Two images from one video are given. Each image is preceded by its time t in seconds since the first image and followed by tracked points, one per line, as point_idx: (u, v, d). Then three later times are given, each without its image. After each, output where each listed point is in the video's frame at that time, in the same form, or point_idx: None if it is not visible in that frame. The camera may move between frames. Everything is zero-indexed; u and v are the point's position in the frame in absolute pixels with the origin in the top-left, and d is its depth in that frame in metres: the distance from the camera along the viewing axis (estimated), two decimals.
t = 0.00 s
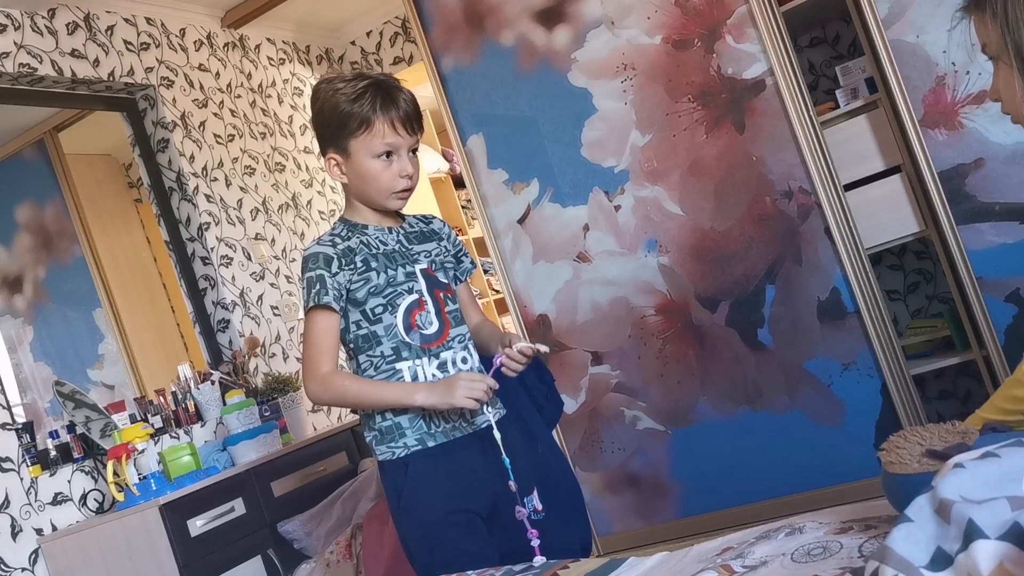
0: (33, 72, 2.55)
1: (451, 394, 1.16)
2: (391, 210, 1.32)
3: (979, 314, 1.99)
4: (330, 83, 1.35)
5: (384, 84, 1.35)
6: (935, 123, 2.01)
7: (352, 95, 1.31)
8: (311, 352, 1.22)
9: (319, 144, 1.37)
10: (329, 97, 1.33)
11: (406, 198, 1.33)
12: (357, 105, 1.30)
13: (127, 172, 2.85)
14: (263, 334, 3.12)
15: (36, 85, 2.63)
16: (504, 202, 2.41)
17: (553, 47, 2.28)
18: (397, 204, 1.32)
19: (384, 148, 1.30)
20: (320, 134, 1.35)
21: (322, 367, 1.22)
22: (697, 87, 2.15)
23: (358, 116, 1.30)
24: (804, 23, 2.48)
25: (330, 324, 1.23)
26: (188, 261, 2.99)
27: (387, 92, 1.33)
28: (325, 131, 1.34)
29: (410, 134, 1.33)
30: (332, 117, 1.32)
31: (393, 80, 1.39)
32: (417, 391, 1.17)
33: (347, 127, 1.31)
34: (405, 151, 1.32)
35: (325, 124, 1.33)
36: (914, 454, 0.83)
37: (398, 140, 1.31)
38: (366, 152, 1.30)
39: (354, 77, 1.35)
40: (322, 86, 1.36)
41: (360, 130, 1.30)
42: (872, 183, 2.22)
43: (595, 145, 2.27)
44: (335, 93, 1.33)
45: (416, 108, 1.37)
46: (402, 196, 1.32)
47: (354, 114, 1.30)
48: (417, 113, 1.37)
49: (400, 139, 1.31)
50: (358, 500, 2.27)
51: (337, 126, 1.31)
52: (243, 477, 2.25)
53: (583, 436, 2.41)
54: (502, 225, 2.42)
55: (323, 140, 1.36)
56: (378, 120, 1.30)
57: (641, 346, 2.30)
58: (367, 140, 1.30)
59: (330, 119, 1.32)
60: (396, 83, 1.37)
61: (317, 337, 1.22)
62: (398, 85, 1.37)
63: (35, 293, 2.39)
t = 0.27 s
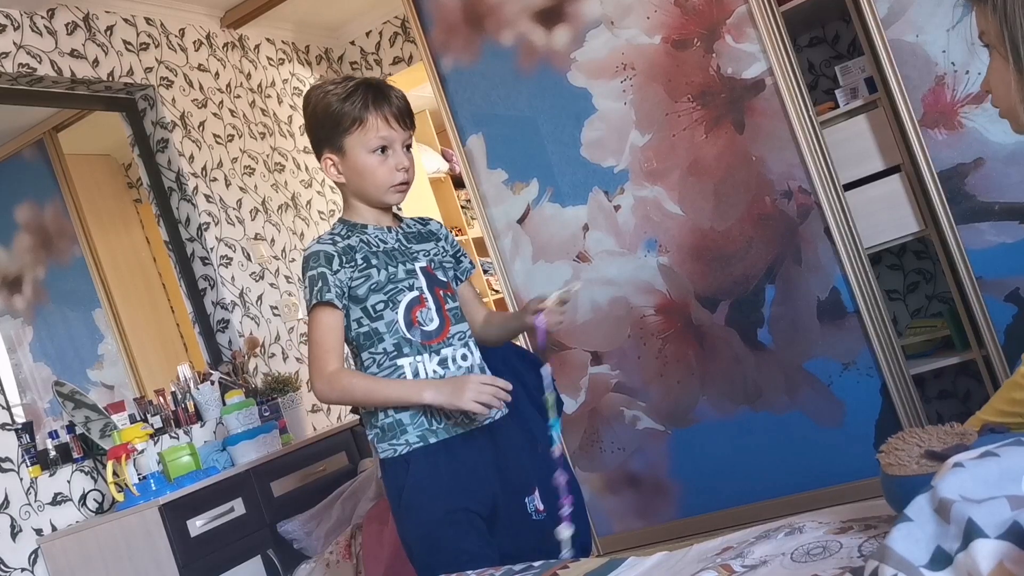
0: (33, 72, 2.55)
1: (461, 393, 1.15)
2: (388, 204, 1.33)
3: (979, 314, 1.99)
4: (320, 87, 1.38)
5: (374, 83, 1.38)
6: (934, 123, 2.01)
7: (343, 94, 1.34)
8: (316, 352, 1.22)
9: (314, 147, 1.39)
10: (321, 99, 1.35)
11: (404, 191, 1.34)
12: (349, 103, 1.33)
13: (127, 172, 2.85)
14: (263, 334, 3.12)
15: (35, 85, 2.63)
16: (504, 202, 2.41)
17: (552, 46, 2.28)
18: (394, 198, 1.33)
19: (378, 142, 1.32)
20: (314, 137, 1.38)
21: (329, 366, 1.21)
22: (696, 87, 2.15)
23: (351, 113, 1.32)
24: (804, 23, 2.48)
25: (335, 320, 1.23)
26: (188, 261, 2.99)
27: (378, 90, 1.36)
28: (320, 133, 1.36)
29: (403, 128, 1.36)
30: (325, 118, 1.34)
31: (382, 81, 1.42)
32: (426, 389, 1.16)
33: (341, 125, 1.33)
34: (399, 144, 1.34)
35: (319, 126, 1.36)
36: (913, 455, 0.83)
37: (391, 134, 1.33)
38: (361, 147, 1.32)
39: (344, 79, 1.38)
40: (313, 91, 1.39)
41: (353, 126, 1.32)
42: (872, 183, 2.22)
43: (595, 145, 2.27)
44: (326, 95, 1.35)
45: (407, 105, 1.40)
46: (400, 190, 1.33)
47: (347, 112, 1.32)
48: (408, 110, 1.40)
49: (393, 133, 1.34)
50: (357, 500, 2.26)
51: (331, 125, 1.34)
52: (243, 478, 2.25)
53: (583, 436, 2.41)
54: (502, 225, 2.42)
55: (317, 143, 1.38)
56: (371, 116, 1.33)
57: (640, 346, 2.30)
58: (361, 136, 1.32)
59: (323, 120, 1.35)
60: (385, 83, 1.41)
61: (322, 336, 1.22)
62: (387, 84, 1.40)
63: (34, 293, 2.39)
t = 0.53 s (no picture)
0: (32, 72, 2.55)
1: (451, 437, 1.13)
2: (382, 196, 1.34)
3: (979, 314, 1.99)
4: (304, 94, 1.42)
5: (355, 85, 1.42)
6: (934, 122, 2.01)
7: (327, 95, 1.38)
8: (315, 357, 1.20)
9: (302, 156, 1.42)
10: (305, 103, 1.39)
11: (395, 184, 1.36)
12: (332, 101, 1.36)
13: (126, 172, 2.85)
14: (262, 335, 3.12)
15: (34, 86, 2.63)
16: (504, 202, 2.40)
17: (552, 46, 2.28)
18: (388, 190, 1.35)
19: (364, 134, 1.35)
20: (302, 141, 1.41)
21: (327, 373, 1.20)
22: (696, 87, 2.15)
23: (335, 110, 1.36)
24: (804, 23, 2.48)
25: (331, 326, 1.22)
26: (187, 261, 2.99)
27: (359, 89, 1.40)
28: (306, 139, 1.39)
29: (388, 122, 1.39)
30: (311, 119, 1.38)
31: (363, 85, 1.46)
32: (415, 419, 1.13)
33: (326, 123, 1.36)
34: (385, 139, 1.37)
35: (306, 128, 1.39)
36: (912, 456, 0.83)
37: (376, 126, 1.36)
38: (348, 141, 1.35)
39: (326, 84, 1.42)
40: (297, 99, 1.43)
41: (339, 122, 1.35)
42: (871, 183, 2.22)
43: (595, 145, 2.27)
44: (310, 98, 1.39)
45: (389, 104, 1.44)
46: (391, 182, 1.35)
47: (331, 109, 1.36)
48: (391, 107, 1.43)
49: (378, 125, 1.37)
50: (357, 501, 2.26)
51: (317, 125, 1.37)
52: (242, 478, 2.25)
53: (582, 436, 2.41)
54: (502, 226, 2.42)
55: (306, 147, 1.41)
56: (355, 111, 1.36)
57: (640, 347, 2.30)
58: (347, 131, 1.35)
59: (309, 122, 1.38)
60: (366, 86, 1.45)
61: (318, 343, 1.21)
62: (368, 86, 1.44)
63: (34, 293, 2.39)
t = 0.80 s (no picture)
0: (33, 72, 2.55)
1: (438, 467, 1.15)
2: (385, 193, 1.33)
3: (979, 315, 2.00)
4: (302, 94, 1.42)
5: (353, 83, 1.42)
6: (935, 124, 2.01)
7: (326, 92, 1.38)
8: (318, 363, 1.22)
9: (302, 157, 1.41)
10: (304, 101, 1.39)
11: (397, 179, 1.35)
12: (332, 97, 1.37)
13: (127, 172, 2.85)
14: (263, 335, 3.12)
15: (35, 86, 2.63)
16: (504, 202, 2.41)
17: (552, 47, 2.28)
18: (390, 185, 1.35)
19: (365, 129, 1.35)
20: (302, 140, 1.40)
21: (327, 379, 1.21)
22: (697, 88, 2.15)
23: (335, 105, 1.36)
24: (804, 24, 2.48)
25: (336, 329, 1.23)
26: (188, 261, 2.99)
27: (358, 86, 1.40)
28: (305, 137, 1.39)
29: (388, 117, 1.39)
30: (311, 116, 1.38)
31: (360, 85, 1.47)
32: (404, 442, 1.16)
33: (327, 118, 1.36)
34: (387, 134, 1.37)
35: (306, 126, 1.39)
36: (913, 458, 0.83)
37: (378, 121, 1.36)
38: (349, 135, 1.35)
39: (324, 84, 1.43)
40: (295, 100, 1.43)
41: (340, 117, 1.36)
42: (872, 184, 2.22)
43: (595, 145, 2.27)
44: (309, 97, 1.39)
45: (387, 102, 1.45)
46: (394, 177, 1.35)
47: (331, 105, 1.36)
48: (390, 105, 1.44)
49: (379, 119, 1.37)
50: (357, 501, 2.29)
51: (318, 121, 1.37)
52: (242, 478, 2.25)
53: (583, 436, 2.41)
54: (502, 226, 2.42)
55: (305, 145, 1.40)
56: (356, 106, 1.36)
57: (641, 347, 2.30)
58: (348, 125, 1.35)
59: (309, 119, 1.38)
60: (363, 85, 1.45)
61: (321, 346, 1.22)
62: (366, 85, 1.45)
63: (34, 294, 2.39)
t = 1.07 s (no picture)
0: (35, 73, 2.55)
1: (477, 431, 1.12)
2: (386, 193, 1.33)
3: (980, 318, 1.99)
4: (300, 98, 1.42)
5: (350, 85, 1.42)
6: (936, 127, 2.01)
7: (324, 96, 1.38)
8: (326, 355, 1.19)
9: (302, 160, 1.41)
10: (303, 105, 1.40)
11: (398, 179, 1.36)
12: (330, 101, 1.37)
13: (129, 173, 2.85)
14: (263, 336, 3.12)
15: (37, 86, 2.63)
16: (505, 204, 2.41)
17: (554, 49, 2.28)
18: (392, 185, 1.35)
19: (365, 131, 1.35)
20: (301, 144, 1.40)
21: (343, 374, 1.18)
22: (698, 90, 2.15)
23: (334, 109, 1.36)
24: (806, 26, 2.48)
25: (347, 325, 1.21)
26: (189, 262, 2.99)
27: (355, 89, 1.41)
28: (304, 140, 1.39)
29: (387, 119, 1.40)
30: (310, 120, 1.38)
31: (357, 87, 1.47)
32: (438, 415, 1.13)
33: (326, 122, 1.36)
34: (386, 135, 1.38)
35: (305, 130, 1.39)
36: (913, 462, 0.83)
37: (377, 122, 1.37)
38: (348, 139, 1.35)
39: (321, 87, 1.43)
40: (293, 104, 1.43)
41: (339, 120, 1.36)
42: (872, 187, 2.22)
43: (596, 147, 2.27)
44: (307, 101, 1.39)
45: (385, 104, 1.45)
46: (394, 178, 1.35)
47: (330, 109, 1.36)
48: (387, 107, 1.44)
49: (378, 121, 1.37)
50: (357, 503, 2.27)
51: (317, 125, 1.37)
52: (243, 480, 2.26)
53: (583, 437, 2.41)
54: (503, 228, 2.42)
55: (305, 149, 1.40)
56: (354, 109, 1.37)
57: (641, 349, 2.30)
58: (347, 128, 1.35)
59: (308, 123, 1.38)
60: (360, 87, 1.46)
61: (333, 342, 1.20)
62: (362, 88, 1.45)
63: (36, 294, 2.39)
